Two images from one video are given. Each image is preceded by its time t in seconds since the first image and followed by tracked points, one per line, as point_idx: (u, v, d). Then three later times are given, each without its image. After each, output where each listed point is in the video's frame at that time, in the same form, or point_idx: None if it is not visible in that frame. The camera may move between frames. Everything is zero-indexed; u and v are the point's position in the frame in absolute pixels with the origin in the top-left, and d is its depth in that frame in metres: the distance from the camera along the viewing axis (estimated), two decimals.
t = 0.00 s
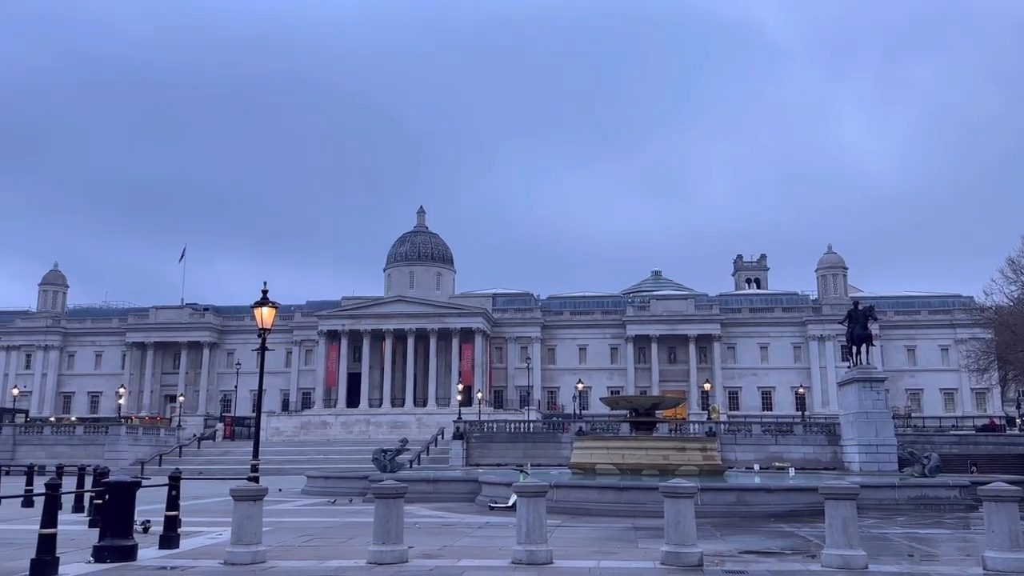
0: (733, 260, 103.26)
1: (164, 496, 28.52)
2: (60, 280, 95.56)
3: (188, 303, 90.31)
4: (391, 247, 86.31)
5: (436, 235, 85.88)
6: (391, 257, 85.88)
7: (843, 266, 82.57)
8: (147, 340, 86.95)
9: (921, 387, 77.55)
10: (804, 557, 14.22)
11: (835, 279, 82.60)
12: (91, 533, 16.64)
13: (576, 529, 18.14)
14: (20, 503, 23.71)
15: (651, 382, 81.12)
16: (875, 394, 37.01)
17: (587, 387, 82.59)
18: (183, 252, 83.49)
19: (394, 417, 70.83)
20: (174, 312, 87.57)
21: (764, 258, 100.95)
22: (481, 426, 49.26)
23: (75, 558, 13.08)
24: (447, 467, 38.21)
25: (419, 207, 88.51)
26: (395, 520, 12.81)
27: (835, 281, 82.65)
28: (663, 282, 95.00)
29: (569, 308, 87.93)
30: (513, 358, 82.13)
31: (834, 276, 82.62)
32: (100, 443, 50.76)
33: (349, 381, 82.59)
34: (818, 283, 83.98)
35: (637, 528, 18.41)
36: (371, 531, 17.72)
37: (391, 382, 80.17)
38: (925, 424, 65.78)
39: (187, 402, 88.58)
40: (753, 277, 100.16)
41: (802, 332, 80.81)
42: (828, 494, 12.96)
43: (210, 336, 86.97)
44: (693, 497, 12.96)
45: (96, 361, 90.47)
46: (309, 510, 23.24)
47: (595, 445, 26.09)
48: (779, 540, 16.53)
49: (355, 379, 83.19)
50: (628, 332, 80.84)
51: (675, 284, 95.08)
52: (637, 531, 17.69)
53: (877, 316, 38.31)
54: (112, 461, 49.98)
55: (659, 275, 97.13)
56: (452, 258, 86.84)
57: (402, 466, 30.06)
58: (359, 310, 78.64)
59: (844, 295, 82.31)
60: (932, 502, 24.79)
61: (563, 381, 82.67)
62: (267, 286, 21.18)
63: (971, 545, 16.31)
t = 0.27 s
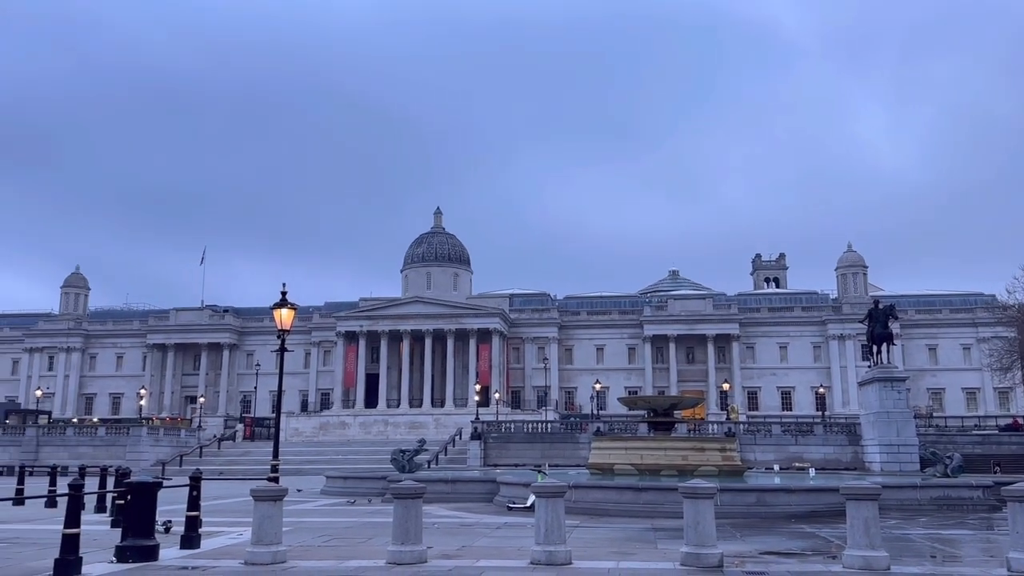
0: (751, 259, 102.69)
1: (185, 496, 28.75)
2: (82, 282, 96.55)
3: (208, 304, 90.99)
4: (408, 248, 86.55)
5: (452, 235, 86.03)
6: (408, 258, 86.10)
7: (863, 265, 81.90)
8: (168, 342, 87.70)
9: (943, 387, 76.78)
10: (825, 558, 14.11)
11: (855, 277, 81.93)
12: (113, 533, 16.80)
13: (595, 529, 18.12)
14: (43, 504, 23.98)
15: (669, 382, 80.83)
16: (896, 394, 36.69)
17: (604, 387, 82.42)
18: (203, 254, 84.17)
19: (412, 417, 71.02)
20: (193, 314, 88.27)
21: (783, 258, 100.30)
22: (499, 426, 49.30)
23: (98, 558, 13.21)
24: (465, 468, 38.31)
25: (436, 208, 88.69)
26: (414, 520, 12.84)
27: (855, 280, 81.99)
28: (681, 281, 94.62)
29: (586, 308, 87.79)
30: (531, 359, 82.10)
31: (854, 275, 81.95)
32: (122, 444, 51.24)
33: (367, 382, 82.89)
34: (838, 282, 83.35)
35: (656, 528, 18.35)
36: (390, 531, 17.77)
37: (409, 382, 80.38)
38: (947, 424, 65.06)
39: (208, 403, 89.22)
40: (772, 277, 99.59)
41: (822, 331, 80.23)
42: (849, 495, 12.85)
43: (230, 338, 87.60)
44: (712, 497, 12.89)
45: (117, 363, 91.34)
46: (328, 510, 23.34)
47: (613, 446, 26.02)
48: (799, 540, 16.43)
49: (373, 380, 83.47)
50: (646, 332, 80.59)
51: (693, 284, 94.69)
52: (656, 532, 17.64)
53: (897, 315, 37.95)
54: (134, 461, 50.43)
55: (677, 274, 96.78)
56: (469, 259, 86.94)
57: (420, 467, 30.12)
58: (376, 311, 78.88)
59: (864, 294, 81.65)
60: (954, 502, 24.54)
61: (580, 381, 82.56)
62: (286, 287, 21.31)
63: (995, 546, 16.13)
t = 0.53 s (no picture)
0: (772, 258, 102.01)
1: (208, 496, 28.98)
2: (105, 285, 97.60)
3: (229, 306, 91.69)
4: (426, 249, 86.79)
5: (470, 236, 86.14)
6: (426, 259, 86.32)
7: (885, 263, 81.10)
8: (190, 344, 88.51)
9: (967, 386, 75.90)
10: (848, 559, 13.97)
11: (877, 276, 81.15)
12: (137, 534, 16.96)
13: (615, 530, 18.07)
14: (69, 504, 24.27)
15: (689, 382, 80.45)
16: (920, 393, 36.31)
17: (623, 387, 82.22)
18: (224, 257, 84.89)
19: (432, 418, 71.16)
20: (215, 316, 89.02)
21: (803, 256, 99.54)
22: (518, 427, 49.32)
23: (123, 558, 13.35)
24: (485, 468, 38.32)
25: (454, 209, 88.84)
26: (434, 521, 12.86)
27: (876, 278, 81.21)
28: (701, 281, 94.16)
29: (605, 308, 87.57)
30: (549, 359, 82.03)
31: (876, 273, 81.17)
32: (145, 445, 51.72)
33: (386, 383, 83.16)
34: (860, 280, 82.59)
35: (677, 529, 18.28)
36: (410, 531, 17.82)
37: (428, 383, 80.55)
38: (972, 424, 64.23)
39: (229, 404, 89.90)
40: (793, 276, 98.89)
41: (844, 331, 79.51)
42: (872, 495, 12.76)
43: (251, 339, 88.24)
44: (734, 498, 12.83)
45: (140, 365, 92.23)
46: (349, 511, 23.43)
47: (633, 446, 25.94)
48: (822, 541, 16.29)
49: (392, 380, 83.75)
50: (665, 332, 80.28)
51: (713, 284, 94.18)
52: (677, 533, 17.56)
53: (920, 313, 37.54)
54: (157, 462, 50.92)
55: (696, 274, 96.32)
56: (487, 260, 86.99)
57: (439, 467, 30.17)
58: (395, 312, 79.14)
59: (886, 293, 80.87)
60: (980, 503, 24.24)
61: (599, 382, 82.38)
62: (306, 288, 21.41)
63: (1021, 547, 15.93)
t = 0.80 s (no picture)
0: (793, 257, 101.25)
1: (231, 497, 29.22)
2: (129, 288, 98.65)
3: (251, 309, 92.38)
4: (446, 251, 87.01)
5: (489, 237, 86.25)
6: (445, 260, 86.52)
7: (908, 261, 80.25)
8: (213, 346, 89.31)
9: (993, 385, 74.93)
10: (873, 561, 13.82)
11: (900, 275, 80.32)
12: (161, 534, 17.12)
13: (637, 531, 18.01)
14: (95, 505, 24.57)
15: (710, 383, 80.05)
16: (944, 393, 35.89)
17: (644, 388, 81.96)
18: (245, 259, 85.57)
19: (452, 418, 71.29)
20: (237, 318, 89.75)
21: (826, 255, 98.70)
22: (538, 428, 49.31)
23: (147, 559, 13.48)
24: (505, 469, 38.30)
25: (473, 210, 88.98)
26: (455, 522, 12.88)
27: (900, 277, 80.37)
28: (721, 280, 93.63)
29: (625, 308, 87.32)
30: (569, 359, 81.92)
31: (899, 272, 80.34)
32: (169, 446, 52.22)
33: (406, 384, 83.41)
34: (883, 279, 81.78)
35: (699, 530, 18.19)
36: (431, 532, 17.86)
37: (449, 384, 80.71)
38: (998, 424, 63.38)
39: (252, 405, 90.58)
40: (815, 275, 98.13)
41: (867, 330, 78.75)
42: (897, 496, 12.63)
43: (273, 341, 88.86)
44: (756, 500, 12.75)
45: (164, 367, 93.15)
46: (371, 511, 23.52)
47: (654, 447, 25.84)
48: (846, 543, 16.15)
49: (412, 381, 83.99)
50: (685, 332, 79.93)
51: (734, 283, 93.60)
52: (699, 534, 17.47)
53: (945, 312, 37.10)
54: (180, 463, 51.41)
55: (717, 274, 95.82)
56: (506, 260, 87.04)
57: (460, 468, 30.22)
58: (415, 313, 79.35)
59: (909, 292, 80.04)
60: (1007, 504, 23.91)
61: (619, 382, 82.18)
62: (326, 290, 21.51)
63: None
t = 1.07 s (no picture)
0: (817, 256, 100.37)
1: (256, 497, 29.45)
2: (154, 291, 99.73)
3: (274, 310, 93.07)
4: (467, 252, 87.19)
5: (510, 238, 86.30)
6: (466, 261, 86.70)
7: (934, 259, 79.28)
8: (237, 348, 90.09)
9: (1022, 385, 73.85)
10: (900, 562, 13.66)
11: (926, 273, 79.38)
12: (187, 535, 17.30)
13: (661, 533, 17.95)
14: (122, 505, 24.87)
15: (733, 383, 79.51)
16: (972, 392, 35.37)
17: (666, 388, 81.60)
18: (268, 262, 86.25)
19: (474, 419, 71.38)
20: (261, 320, 90.48)
21: (850, 254, 97.71)
22: (561, 428, 49.25)
23: (174, 559, 13.62)
24: (527, 470, 38.32)
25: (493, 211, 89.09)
26: (478, 522, 12.90)
27: (926, 276, 79.43)
28: (744, 280, 92.99)
29: (646, 308, 87.04)
30: (591, 360, 81.72)
31: (925, 271, 79.40)
32: (195, 447, 52.73)
33: (428, 384, 83.64)
34: (908, 278, 80.89)
35: (724, 532, 18.08)
36: (455, 533, 17.89)
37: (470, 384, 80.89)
38: None
39: (276, 407, 91.27)
40: (839, 274, 97.19)
41: (893, 329, 77.89)
42: (924, 497, 12.49)
43: (296, 343, 89.46)
44: (781, 500, 12.67)
45: (189, 369, 94.08)
46: (394, 512, 23.61)
47: (676, 448, 25.72)
48: (873, 544, 15.98)
49: (434, 382, 84.22)
50: (708, 332, 79.46)
51: (757, 282, 92.91)
52: (724, 536, 17.37)
53: (972, 310, 36.57)
54: (206, 464, 51.92)
55: (739, 273, 95.20)
56: (527, 261, 87.03)
57: (482, 468, 30.24)
58: (437, 314, 79.54)
59: (936, 291, 79.06)
60: None
61: (641, 383, 81.90)
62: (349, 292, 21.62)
63: None
